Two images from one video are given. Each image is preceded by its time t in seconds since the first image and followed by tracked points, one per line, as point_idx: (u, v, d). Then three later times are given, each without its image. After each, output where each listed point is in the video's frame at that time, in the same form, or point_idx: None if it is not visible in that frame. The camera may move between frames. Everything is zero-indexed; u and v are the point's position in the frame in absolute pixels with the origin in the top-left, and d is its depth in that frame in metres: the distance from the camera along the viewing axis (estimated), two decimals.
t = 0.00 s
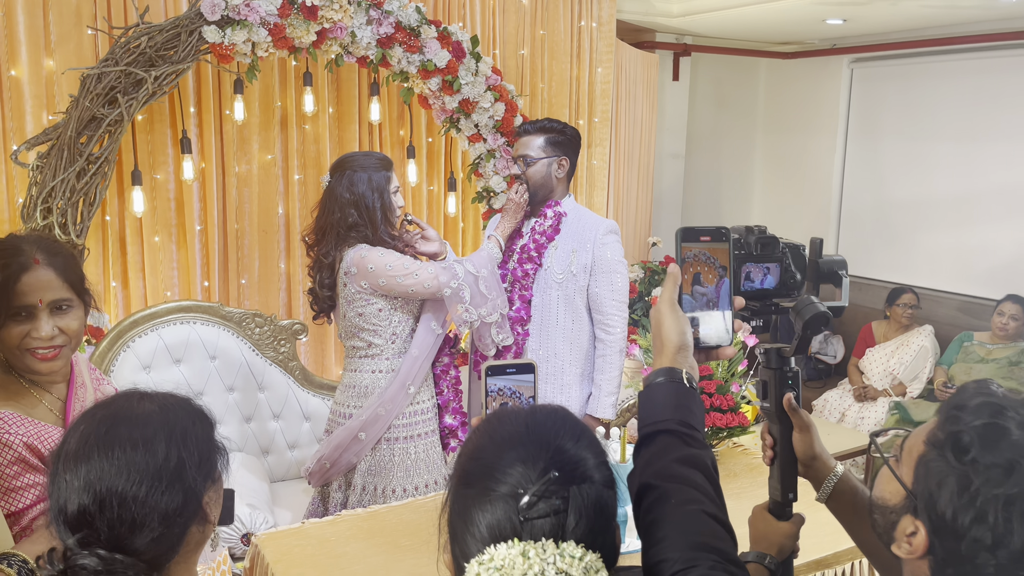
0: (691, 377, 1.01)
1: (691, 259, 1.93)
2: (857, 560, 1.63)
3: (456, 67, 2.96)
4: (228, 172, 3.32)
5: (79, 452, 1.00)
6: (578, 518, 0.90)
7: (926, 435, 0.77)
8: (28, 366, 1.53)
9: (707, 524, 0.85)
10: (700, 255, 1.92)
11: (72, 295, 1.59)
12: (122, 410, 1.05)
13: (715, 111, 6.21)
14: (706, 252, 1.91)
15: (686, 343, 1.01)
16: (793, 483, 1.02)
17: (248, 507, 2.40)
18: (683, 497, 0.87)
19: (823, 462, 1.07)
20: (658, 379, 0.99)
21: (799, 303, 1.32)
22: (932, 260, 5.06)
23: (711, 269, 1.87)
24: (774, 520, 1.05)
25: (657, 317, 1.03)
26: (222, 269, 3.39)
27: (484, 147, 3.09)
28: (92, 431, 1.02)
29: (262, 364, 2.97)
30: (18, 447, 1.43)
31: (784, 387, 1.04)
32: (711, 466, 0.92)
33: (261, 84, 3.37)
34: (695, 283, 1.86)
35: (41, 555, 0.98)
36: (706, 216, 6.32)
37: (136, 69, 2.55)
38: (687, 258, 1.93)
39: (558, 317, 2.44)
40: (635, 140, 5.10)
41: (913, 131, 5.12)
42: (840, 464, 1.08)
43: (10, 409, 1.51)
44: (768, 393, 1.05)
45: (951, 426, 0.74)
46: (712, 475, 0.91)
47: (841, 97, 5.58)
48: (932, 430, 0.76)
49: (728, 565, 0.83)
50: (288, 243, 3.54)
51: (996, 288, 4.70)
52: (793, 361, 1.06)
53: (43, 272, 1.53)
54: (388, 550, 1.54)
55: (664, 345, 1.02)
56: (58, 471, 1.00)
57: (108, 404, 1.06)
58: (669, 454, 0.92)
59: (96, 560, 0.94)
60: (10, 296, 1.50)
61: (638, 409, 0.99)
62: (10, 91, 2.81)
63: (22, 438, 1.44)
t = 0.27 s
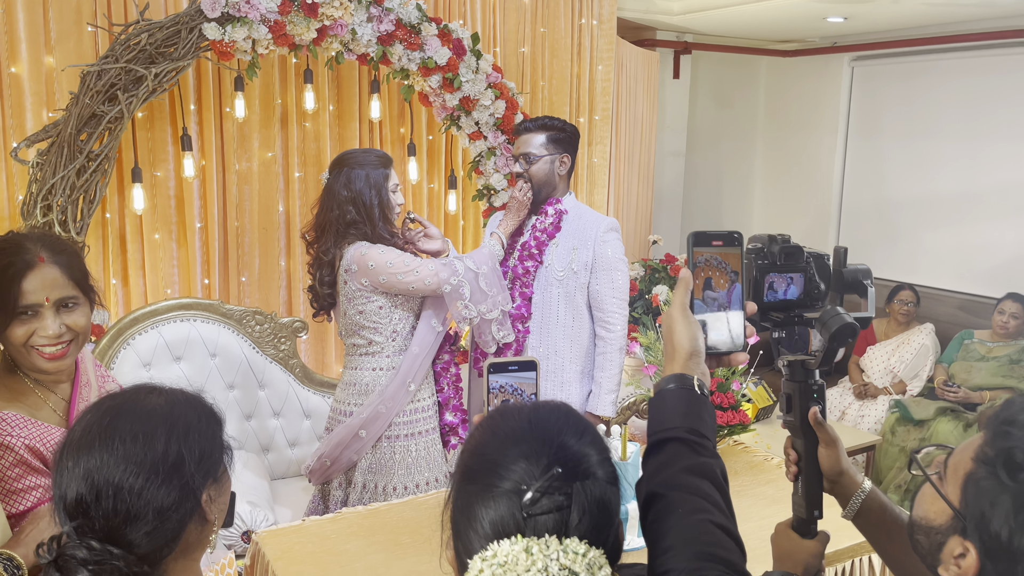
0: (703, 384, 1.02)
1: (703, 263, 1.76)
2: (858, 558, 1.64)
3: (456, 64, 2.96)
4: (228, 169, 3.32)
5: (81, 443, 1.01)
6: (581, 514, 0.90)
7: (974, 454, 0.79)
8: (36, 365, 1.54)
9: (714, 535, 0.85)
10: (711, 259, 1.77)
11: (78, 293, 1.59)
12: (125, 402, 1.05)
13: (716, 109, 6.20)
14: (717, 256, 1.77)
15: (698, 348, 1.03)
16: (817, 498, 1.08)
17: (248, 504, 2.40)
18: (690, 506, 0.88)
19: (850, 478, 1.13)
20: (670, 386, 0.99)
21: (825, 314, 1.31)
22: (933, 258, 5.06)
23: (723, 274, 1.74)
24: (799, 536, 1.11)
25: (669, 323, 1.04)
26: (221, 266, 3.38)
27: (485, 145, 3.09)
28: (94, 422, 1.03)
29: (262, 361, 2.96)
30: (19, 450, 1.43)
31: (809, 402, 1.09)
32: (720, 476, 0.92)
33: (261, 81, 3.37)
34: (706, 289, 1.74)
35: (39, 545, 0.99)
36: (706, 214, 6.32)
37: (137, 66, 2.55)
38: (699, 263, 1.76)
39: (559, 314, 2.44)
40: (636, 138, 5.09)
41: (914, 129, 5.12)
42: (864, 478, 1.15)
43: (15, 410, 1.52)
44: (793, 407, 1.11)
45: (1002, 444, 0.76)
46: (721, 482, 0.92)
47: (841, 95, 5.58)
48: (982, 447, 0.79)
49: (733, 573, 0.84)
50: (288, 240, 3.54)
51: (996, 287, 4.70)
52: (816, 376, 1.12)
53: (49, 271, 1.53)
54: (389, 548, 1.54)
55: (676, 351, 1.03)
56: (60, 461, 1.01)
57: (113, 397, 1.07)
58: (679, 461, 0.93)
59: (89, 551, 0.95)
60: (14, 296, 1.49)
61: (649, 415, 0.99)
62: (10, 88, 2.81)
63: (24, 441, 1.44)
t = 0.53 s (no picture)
0: (710, 389, 1.03)
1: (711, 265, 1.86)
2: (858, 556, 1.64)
3: (456, 62, 2.95)
4: (227, 166, 3.31)
5: (81, 438, 1.01)
6: (582, 513, 0.90)
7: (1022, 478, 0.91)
8: (47, 362, 1.54)
9: (718, 548, 0.86)
10: (720, 260, 1.86)
11: (91, 293, 1.58)
12: (126, 398, 1.06)
13: (716, 107, 6.20)
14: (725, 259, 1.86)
15: (706, 354, 1.03)
16: (842, 516, 1.05)
17: (247, 502, 2.40)
18: (696, 520, 0.89)
19: (878, 495, 1.11)
20: (677, 394, 1.00)
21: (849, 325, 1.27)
22: (932, 256, 5.06)
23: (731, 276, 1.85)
24: (823, 554, 1.07)
25: (675, 329, 1.03)
26: (221, 264, 3.38)
27: (484, 143, 3.09)
28: (95, 417, 1.03)
29: (262, 359, 2.96)
30: (28, 446, 1.42)
31: (834, 416, 1.06)
32: (725, 487, 0.93)
33: (261, 78, 3.36)
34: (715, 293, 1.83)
35: (40, 538, 1.00)
36: (706, 212, 6.31)
37: (135, 63, 2.54)
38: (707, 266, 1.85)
39: (559, 313, 2.44)
40: (636, 136, 5.09)
41: (914, 126, 5.12)
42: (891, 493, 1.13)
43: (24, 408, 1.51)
44: (817, 419, 1.07)
45: None
46: (726, 494, 0.92)
47: (841, 93, 5.57)
48: None
49: None
50: (287, 238, 3.53)
51: (996, 285, 4.71)
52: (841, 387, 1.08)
53: (62, 271, 1.52)
54: (389, 546, 1.54)
55: (684, 357, 1.03)
56: (61, 455, 1.01)
57: (115, 392, 1.07)
58: (686, 473, 0.94)
59: (87, 545, 0.94)
60: (27, 295, 1.49)
61: (655, 422, 1.01)
62: (9, 85, 2.80)
63: (33, 438, 1.44)
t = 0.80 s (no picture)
0: (721, 397, 1.03)
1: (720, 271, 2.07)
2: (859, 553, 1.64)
3: (457, 59, 2.95)
4: (227, 163, 3.31)
5: (77, 434, 1.01)
6: (583, 511, 0.90)
7: None
8: (55, 361, 1.54)
9: (723, 559, 0.86)
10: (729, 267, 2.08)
11: (102, 294, 1.57)
12: (123, 393, 1.06)
13: (716, 104, 6.19)
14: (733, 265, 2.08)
15: (715, 361, 1.03)
16: (868, 533, 1.08)
17: (248, 499, 2.40)
18: (701, 532, 0.89)
19: (904, 509, 1.15)
20: (686, 402, 1.00)
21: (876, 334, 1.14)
22: (933, 253, 5.06)
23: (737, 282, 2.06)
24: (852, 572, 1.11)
25: (685, 336, 1.04)
26: (221, 261, 3.38)
27: (485, 140, 3.09)
28: (91, 413, 1.03)
29: (262, 356, 2.96)
30: (31, 443, 1.42)
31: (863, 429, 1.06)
32: (733, 498, 0.92)
33: (261, 75, 3.36)
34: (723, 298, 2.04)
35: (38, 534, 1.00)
36: (706, 209, 6.31)
37: (135, 60, 2.54)
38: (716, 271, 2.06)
39: (559, 310, 2.44)
40: (636, 133, 5.08)
41: (915, 124, 5.12)
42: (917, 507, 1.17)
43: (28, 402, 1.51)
44: (841, 433, 1.08)
45: None
46: (733, 504, 0.92)
47: (842, 90, 5.56)
48: None
49: None
50: (287, 235, 3.53)
51: (996, 282, 4.71)
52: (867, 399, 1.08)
53: (75, 273, 1.51)
54: (390, 543, 1.54)
55: (693, 364, 1.04)
56: (57, 452, 1.01)
57: (113, 387, 1.07)
58: (694, 482, 0.94)
59: (80, 543, 0.95)
60: (40, 296, 1.49)
61: (664, 429, 1.01)
62: (8, 81, 2.80)
63: (36, 435, 1.44)
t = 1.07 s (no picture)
0: (723, 403, 1.02)
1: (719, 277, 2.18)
2: (859, 551, 1.65)
3: (458, 57, 2.95)
4: (228, 161, 3.32)
5: (78, 431, 1.02)
6: (587, 509, 0.91)
7: None
8: (58, 357, 1.54)
9: (726, 564, 0.86)
10: (728, 271, 2.18)
11: (104, 290, 1.58)
12: (125, 391, 1.06)
13: (717, 102, 6.18)
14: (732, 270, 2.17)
15: (718, 367, 1.02)
16: (895, 553, 1.07)
17: (249, 496, 2.41)
18: (706, 536, 0.89)
19: (932, 528, 1.16)
20: (689, 407, 1.00)
21: (903, 348, 1.29)
22: (934, 251, 5.06)
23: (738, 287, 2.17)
24: None
25: (686, 343, 1.02)
26: (222, 259, 3.38)
27: (485, 137, 3.09)
28: (93, 410, 1.04)
29: (264, 354, 2.97)
30: (33, 437, 1.43)
31: (888, 446, 1.06)
32: (736, 503, 0.93)
33: (262, 73, 3.36)
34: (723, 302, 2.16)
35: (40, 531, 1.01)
36: (707, 207, 6.31)
37: (137, 58, 2.53)
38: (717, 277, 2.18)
39: (559, 309, 2.44)
40: (637, 130, 5.08)
41: (916, 121, 5.11)
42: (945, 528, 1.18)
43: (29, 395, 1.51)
44: (866, 450, 1.08)
45: None
46: (736, 509, 0.93)
47: (843, 88, 5.56)
48: None
49: None
50: (288, 232, 3.54)
51: (997, 280, 4.71)
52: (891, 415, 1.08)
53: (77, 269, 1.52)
54: (392, 540, 1.55)
55: (695, 370, 1.03)
56: (58, 447, 1.02)
57: (116, 385, 1.08)
58: (697, 487, 0.95)
59: (79, 539, 0.96)
60: (43, 291, 1.49)
61: (666, 434, 1.01)
62: (10, 80, 2.80)
63: (39, 429, 1.44)
